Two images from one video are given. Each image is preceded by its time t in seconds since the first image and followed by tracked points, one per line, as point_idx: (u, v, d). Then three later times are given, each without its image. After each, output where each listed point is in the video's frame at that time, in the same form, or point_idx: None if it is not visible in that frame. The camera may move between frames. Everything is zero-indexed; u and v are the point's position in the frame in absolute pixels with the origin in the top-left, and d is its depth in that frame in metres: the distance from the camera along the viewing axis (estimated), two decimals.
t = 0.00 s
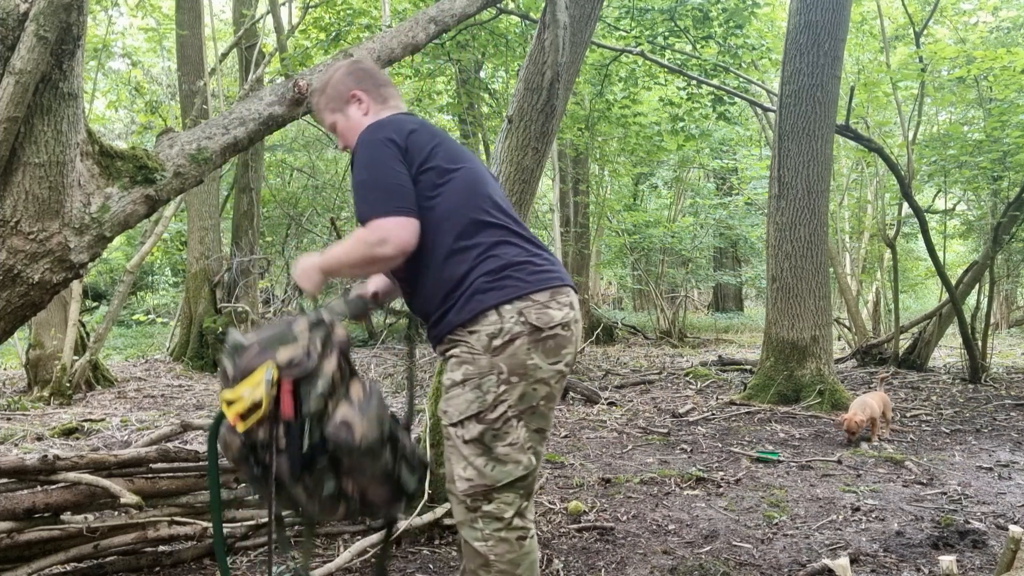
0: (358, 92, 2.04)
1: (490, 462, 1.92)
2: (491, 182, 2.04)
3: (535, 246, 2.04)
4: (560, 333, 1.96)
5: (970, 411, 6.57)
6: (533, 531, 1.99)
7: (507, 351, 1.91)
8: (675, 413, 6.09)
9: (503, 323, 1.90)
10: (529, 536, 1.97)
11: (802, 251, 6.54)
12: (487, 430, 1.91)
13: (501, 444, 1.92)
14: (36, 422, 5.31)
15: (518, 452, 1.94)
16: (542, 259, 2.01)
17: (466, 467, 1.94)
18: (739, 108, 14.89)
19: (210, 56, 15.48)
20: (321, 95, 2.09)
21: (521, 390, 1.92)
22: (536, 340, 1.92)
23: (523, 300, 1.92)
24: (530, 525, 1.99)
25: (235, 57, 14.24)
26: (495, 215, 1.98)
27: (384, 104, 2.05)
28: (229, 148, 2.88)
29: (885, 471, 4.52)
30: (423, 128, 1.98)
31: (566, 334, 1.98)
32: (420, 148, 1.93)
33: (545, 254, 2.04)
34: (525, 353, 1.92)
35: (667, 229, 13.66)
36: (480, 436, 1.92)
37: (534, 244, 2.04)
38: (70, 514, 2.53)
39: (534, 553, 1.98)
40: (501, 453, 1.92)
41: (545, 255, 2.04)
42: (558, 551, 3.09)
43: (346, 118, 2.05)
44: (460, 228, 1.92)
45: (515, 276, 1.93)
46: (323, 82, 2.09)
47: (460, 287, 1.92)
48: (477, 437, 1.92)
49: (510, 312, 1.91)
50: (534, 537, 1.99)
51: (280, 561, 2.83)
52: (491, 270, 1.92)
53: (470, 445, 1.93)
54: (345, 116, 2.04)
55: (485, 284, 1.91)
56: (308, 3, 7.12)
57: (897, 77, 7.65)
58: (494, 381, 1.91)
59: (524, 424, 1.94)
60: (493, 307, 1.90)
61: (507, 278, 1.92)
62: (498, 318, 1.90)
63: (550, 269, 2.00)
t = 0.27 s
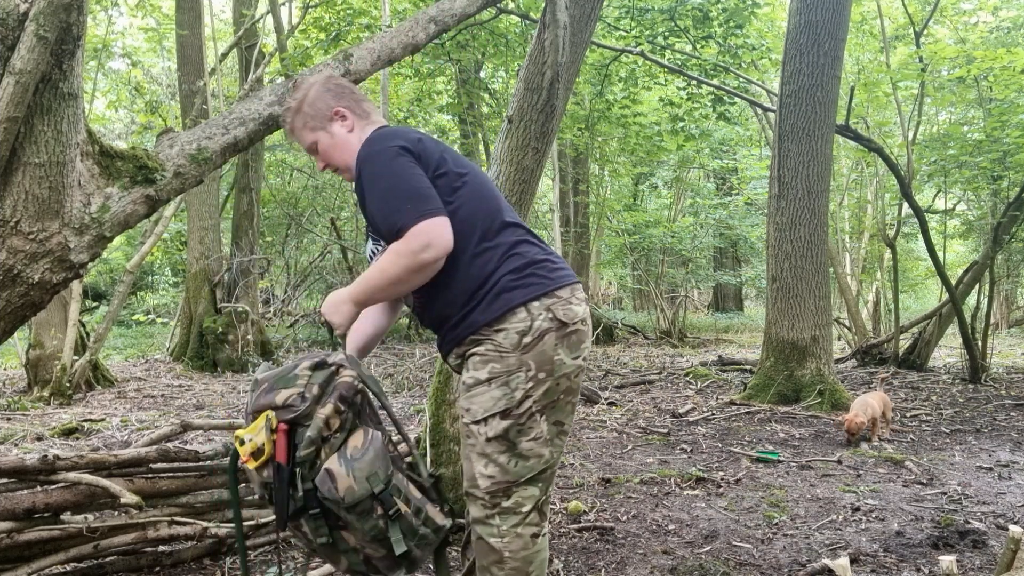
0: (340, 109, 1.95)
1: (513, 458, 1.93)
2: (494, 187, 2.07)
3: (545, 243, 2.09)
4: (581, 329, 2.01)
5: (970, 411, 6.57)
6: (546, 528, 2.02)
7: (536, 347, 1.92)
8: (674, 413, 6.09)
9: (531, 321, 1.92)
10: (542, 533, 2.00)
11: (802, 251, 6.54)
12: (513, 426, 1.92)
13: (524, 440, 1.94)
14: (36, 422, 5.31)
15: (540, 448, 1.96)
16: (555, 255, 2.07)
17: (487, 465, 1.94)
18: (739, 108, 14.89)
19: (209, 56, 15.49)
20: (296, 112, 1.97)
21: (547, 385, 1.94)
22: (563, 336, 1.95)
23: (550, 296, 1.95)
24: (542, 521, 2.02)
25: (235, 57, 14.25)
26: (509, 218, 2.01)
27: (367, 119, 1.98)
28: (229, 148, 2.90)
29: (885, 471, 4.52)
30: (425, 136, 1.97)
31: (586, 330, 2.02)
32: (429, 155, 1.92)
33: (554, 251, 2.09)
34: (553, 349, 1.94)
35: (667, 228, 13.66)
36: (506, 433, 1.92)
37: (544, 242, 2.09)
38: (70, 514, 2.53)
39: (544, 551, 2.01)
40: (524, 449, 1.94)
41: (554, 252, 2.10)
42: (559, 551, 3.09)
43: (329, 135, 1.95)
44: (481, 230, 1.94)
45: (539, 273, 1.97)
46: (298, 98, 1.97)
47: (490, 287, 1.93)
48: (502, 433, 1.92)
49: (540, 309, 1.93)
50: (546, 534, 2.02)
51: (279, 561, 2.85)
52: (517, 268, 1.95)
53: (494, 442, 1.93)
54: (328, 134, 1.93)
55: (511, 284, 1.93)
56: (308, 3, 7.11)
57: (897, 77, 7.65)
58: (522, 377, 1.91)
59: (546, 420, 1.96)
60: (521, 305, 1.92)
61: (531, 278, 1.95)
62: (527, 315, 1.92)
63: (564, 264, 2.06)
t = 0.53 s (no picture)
0: (339, 104, 1.94)
1: (522, 456, 1.94)
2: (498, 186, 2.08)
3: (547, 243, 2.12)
4: (584, 328, 2.04)
5: (970, 411, 6.57)
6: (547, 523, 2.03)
7: (547, 345, 1.94)
8: (674, 413, 6.09)
9: (542, 320, 1.94)
10: (545, 529, 2.01)
11: (802, 251, 6.54)
12: (524, 424, 1.92)
13: (533, 438, 1.94)
14: (36, 422, 5.31)
15: (547, 445, 1.97)
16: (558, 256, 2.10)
17: (496, 463, 1.93)
18: (739, 108, 14.90)
19: (209, 56, 15.49)
20: (292, 107, 1.93)
21: (556, 384, 1.96)
22: (571, 335, 1.98)
23: (558, 296, 1.98)
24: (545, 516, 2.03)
25: (235, 57, 14.24)
26: (516, 216, 2.03)
27: (364, 115, 1.98)
28: (229, 148, 2.91)
29: (885, 471, 4.52)
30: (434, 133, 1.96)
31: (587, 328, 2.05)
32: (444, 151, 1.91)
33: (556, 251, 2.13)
34: (561, 348, 1.96)
35: (667, 228, 13.66)
36: (516, 431, 1.92)
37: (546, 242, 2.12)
38: (70, 514, 2.53)
39: (546, 546, 2.02)
40: (533, 447, 1.94)
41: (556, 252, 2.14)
42: (559, 551, 3.10)
43: (329, 131, 1.92)
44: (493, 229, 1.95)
45: (549, 272, 2.00)
46: (292, 93, 1.94)
47: (503, 286, 1.94)
48: (514, 431, 1.92)
49: (549, 309, 1.95)
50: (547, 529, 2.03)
51: (279, 562, 2.85)
52: (528, 267, 1.97)
53: (504, 440, 1.92)
54: (329, 129, 1.91)
55: (522, 282, 1.95)
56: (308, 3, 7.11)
57: (897, 76, 7.65)
58: (533, 375, 1.92)
59: (553, 418, 1.98)
60: (532, 304, 1.94)
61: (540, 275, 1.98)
62: (537, 315, 1.94)
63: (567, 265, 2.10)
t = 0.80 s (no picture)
0: (358, 85, 1.85)
1: (521, 457, 1.94)
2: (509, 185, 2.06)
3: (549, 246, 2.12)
4: (584, 331, 2.05)
5: (970, 411, 6.57)
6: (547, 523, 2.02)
7: (548, 348, 1.95)
8: (674, 413, 6.09)
9: (545, 323, 1.95)
10: (545, 529, 2.00)
11: (802, 251, 6.54)
12: (524, 426, 1.92)
13: (534, 440, 1.94)
14: (36, 422, 5.31)
15: (547, 447, 1.97)
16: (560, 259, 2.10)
17: (496, 464, 1.94)
18: (739, 108, 14.90)
19: (209, 56, 15.49)
20: (309, 82, 1.83)
21: (557, 387, 1.96)
22: (571, 339, 1.99)
23: (561, 299, 1.99)
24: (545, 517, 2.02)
25: (235, 57, 14.25)
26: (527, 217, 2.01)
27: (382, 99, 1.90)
28: (229, 148, 2.91)
29: (885, 471, 4.52)
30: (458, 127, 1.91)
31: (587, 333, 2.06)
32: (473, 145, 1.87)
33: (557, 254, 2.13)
34: (563, 351, 1.97)
35: (667, 228, 13.66)
36: (516, 432, 1.92)
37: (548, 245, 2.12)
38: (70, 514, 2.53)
39: (547, 547, 2.01)
40: (533, 448, 1.95)
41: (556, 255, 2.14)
42: (559, 551, 3.10)
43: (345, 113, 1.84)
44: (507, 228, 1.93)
45: (554, 278, 2.00)
46: (310, 68, 1.84)
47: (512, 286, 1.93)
48: (514, 433, 1.92)
49: (553, 312, 1.96)
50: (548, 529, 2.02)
51: (278, 562, 2.85)
52: (535, 271, 1.96)
53: (504, 442, 1.92)
54: (346, 110, 1.83)
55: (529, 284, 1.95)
56: (308, 3, 7.12)
57: (897, 77, 7.65)
58: (534, 377, 1.93)
59: (553, 420, 1.98)
60: (537, 308, 1.94)
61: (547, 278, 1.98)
62: (541, 318, 1.94)
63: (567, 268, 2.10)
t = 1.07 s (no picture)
0: (364, 87, 1.81)
1: (516, 461, 1.92)
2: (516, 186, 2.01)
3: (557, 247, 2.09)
4: (588, 339, 2.04)
5: (970, 411, 6.57)
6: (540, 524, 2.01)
7: (551, 356, 1.94)
8: (674, 413, 6.09)
9: (548, 330, 1.94)
10: (538, 531, 1.99)
11: (802, 251, 6.54)
12: (521, 431, 1.91)
13: (530, 444, 1.93)
14: (36, 422, 5.31)
15: (542, 451, 1.96)
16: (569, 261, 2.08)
17: (490, 467, 1.92)
18: (739, 108, 14.91)
19: (210, 56, 15.51)
20: (315, 83, 1.80)
21: (555, 393, 1.96)
22: (573, 346, 1.98)
23: (567, 307, 1.98)
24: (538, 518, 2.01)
25: (236, 57, 14.25)
26: (533, 224, 1.99)
27: (390, 100, 1.86)
28: (229, 148, 2.91)
29: (885, 471, 4.52)
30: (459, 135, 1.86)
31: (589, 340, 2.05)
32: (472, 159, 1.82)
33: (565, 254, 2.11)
34: (564, 358, 1.96)
35: (667, 228, 13.66)
36: (513, 437, 1.91)
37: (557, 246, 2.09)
38: (70, 514, 2.53)
39: (540, 548, 2.00)
40: (529, 454, 1.94)
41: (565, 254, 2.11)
42: (559, 551, 3.10)
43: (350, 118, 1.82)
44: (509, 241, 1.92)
45: (560, 285, 1.99)
46: (316, 68, 1.80)
47: (513, 299, 1.93)
48: (510, 437, 1.90)
49: (558, 319, 1.96)
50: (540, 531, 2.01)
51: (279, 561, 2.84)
52: (539, 282, 1.95)
53: (499, 445, 1.91)
54: (351, 115, 1.80)
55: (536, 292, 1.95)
56: (308, 3, 7.11)
57: (897, 77, 7.64)
58: (534, 383, 1.92)
59: (549, 425, 1.97)
60: (542, 316, 1.94)
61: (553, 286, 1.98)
62: (545, 326, 1.94)
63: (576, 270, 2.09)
